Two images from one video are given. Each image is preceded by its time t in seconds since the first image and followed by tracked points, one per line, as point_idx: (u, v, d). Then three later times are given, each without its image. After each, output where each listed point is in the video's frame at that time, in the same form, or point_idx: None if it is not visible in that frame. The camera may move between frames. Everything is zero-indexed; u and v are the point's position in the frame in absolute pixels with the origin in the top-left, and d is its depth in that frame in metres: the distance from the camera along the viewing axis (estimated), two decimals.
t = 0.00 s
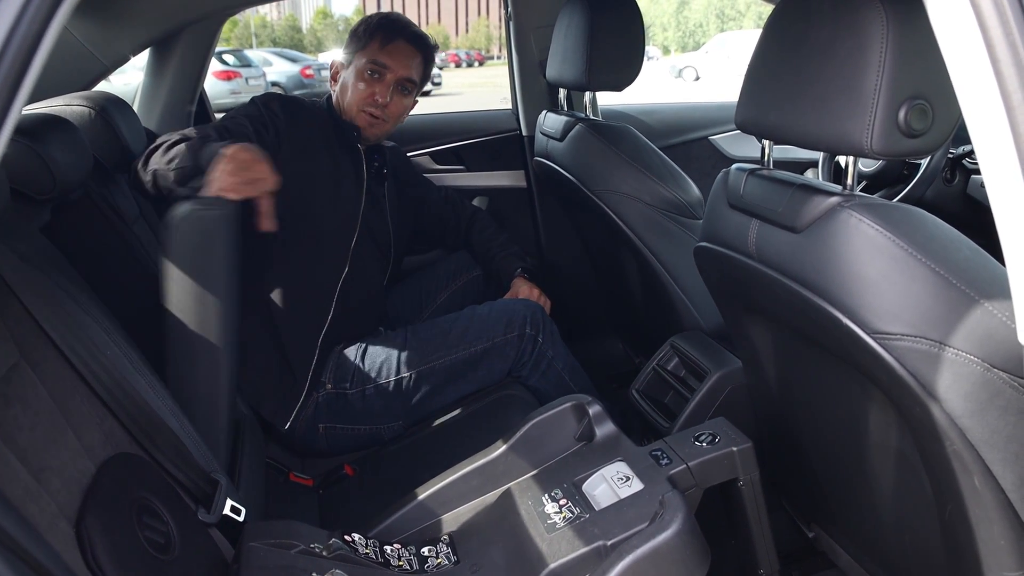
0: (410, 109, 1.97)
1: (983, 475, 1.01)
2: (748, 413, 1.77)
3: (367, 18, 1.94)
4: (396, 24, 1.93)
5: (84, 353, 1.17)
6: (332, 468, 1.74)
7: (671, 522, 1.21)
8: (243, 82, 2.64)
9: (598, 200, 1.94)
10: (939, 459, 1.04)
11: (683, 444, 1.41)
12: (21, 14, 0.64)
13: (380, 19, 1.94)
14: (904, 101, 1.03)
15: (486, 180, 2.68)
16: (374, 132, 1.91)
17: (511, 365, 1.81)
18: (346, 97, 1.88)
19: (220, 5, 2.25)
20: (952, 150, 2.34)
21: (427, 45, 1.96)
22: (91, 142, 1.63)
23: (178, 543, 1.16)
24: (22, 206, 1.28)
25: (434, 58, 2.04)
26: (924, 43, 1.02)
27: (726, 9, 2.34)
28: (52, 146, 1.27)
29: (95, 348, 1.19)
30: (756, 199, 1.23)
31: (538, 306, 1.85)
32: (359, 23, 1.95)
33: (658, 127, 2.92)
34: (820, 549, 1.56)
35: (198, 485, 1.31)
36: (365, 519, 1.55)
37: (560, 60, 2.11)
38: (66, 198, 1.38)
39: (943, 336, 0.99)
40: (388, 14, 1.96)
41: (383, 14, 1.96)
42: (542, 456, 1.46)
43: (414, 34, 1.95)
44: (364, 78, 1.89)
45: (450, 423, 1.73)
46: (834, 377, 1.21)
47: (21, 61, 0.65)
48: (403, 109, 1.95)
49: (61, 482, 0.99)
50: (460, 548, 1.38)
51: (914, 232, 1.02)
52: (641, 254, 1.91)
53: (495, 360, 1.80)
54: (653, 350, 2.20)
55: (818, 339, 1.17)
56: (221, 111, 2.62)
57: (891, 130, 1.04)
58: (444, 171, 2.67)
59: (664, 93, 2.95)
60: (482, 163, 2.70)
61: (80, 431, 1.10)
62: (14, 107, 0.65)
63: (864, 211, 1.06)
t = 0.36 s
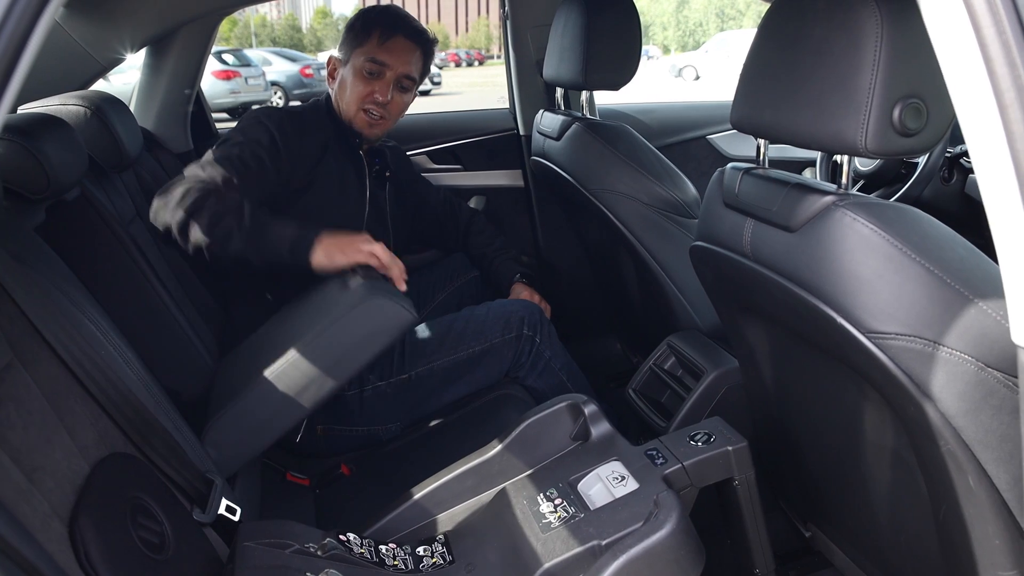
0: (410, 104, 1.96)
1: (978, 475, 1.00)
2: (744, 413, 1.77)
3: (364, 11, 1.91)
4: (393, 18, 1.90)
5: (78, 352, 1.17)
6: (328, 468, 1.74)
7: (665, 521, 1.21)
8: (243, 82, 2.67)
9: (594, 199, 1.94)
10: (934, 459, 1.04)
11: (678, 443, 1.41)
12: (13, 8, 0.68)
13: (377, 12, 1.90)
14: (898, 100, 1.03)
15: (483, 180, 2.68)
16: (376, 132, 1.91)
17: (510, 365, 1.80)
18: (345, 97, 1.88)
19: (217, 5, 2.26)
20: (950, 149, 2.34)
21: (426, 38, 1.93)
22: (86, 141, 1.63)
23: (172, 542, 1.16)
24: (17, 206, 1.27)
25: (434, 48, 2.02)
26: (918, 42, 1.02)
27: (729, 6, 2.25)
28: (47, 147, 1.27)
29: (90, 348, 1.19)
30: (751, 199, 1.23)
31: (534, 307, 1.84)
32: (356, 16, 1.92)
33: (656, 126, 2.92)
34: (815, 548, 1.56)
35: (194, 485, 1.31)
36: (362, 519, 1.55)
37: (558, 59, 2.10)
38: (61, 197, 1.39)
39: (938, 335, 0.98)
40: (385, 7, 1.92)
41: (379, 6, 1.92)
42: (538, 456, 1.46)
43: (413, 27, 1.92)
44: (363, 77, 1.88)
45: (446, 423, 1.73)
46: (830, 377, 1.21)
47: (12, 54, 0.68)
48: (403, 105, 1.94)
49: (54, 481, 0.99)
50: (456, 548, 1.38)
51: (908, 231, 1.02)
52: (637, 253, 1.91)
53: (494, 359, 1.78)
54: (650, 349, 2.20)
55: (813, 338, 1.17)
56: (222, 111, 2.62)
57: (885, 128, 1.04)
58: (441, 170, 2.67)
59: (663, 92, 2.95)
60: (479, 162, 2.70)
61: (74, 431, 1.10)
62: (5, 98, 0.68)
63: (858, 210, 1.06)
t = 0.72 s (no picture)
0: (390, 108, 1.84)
1: (971, 474, 1.01)
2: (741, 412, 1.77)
3: (339, 11, 1.74)
4: (371, 20, 1.74)
5: (75, 351, 1.17)
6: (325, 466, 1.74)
7: (660, 519, 1.22)
8: (243, 82, 2.66)
9: (592, 198, 1.94)
10: (928, 457, 1.05)
11: (673, 442, 1.41)
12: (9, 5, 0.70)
13: (354, 13, 1.75)
14: (892, 99, 1.03)
15: (481, 178, 2.69)
16: (359, 142, 1.80)
17: (507, 366, 1.80)
18: (324, 106, 1.76)
19: (215, 4, 2.26)
20: (947, 148, 2.34)
21: (409, 40, 1.78)
22: (84, 140, 1.63)
23: (169, 541, 1.16)
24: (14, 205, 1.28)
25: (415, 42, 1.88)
26: (911, 41, 1.02)
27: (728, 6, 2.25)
28: (44, 146, 1.27)
29: (87, 347, 1.20)
30: (746, 198, 1.24)
31: (531, 307, 1.85)
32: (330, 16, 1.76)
33: (654, 126, 2.92)
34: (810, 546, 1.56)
35: (191, 484, 1.31)
36: (358, 518, 1.56)
37: (555, 58, 2.11)
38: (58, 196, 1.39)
39: (931, 334, 0.99)
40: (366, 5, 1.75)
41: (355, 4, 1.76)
42: (534, 454, 1.47)
43: (394, 27, 1.77)
44: (342, 87, 1.75)
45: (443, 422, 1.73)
46: (824, 375, 1.21)
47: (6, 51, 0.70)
48: (383, 110, 1.83)
49: (51, 479, 1.00)
50: (452, 546, 1.39)
51: (902, 230, 1.02)
52: (635, 252, 1.91)
53: (489, 362, 1.78)
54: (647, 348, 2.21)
55: (807, 336, 1.18)
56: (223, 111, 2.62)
57: (879, 127, 1.04)
58: (439, 169, 2.68)
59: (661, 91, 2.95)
60: (477, 161, 2.70)
61: (71, 429, 1.10)
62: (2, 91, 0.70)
63: (852, 209, 1.06)
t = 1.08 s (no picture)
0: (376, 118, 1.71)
1: (969, 472, 1.01)
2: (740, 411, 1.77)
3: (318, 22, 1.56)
4: (357, 35, 1.57)
5: (76, 349, 1.18)
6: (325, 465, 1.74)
7: (659, 518, 1.22)
8: (243, 80, 2.65)
9: (591, 198, 1.94)
10: (926, 456, 1.05)
11: (673, 441, 1.41)
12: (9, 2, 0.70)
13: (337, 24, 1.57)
14: (891, 99, 1.03)
15: (481, 177, 2.69)
16: (345, 160, 1.69)
17: (507, 366, 1.81)
18: (307, 127, 1.62)
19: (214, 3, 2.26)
20: (947, 147, 2.34)
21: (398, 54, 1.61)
22: (84, 139, 1.64)
23: (169, 540, 1.16)
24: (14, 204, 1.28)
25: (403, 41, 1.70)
26: (910, 40, 1.02)
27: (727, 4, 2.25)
28: (44, 145, 1.28)
29: (87, 346, 1.20)
30: (746, 197, 1.24)
31: (532, 308, 1.85)
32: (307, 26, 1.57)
33: (654, 125, 2.92)
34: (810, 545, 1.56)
35: (191, 483, 1.31)
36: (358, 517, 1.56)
37: (554, 57, 2.11)
38: (58, 195, 1.39)
39: (929, 333, 0.99)
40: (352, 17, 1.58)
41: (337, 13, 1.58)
42: (534, 453, 1.47)
43: (383, 40, 1.60)
44: (327, 108, 1.60)
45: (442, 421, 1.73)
46: (823, 374, 1.22)
47: (7, 47, 0.70)
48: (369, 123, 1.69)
49: (50, 478, 1.00)
50: (451, 545, 1.39)
51: (900, 229, 1.03)
52: (634, 252, 1.91)
53: (488, 366, 1.80)
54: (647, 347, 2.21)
55: (806, 335, 1.18)
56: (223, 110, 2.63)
57: (878, 126, 1.04)
58: (439, 168, 2.67)
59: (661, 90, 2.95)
60: (477, 160, 2.70)
61: (71, 428, 1.10)
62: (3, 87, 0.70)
63: (851, 208, 1.06)
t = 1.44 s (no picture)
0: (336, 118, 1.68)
1: (969, 470, 1.01)
2: (740, 410, 1.77)
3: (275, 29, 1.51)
4: (318, 38, 1.53)
5: (75, 348, 1.17)
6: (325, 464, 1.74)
7: (659, 517, 1.22)
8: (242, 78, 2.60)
9: (591, 196, 1.94)
10: (927, 455, 1.05)
11: (673, 439, 1.41)
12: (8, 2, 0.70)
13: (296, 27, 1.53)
14: (891, 97, 1.03)
15: (481, 176, 2.69)
16: (314, 164, 1.67)
17: (507, 368, 1.81)
18: (274, 137, 1.59)
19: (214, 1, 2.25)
20: (947, 145, 2.34)
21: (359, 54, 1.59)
22: (84, 139, 1.63)
23: (169, 538, 1.16)
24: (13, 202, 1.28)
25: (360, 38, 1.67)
26: (911, 38, 1.02)
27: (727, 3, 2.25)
28: (44, 144, 1.28)
29: (86, 345, 1.20)
30: (746, 196, 1.24)
31: (535, 309, 1.85)
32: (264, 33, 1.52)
33: (654, 124, 2.92)
34: (810, 544, 1.56)
35: (191, 482, 1.31)
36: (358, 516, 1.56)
37: (554, 55, 2.11)
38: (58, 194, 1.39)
39: (929, 331, 0.99)
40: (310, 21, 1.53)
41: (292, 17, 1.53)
42: (534, 452, 1.47)
43: (343, 42, 1.56)
44: (293, 116, 1.57)
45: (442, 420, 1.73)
46: (823, 373, 1.22)
47: (7, 46, 0.70)
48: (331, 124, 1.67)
49: (50, 476, 1.00)
50: (451, 543, 1.39)
51: (901, 228, 1.03)
52: (634, 250, 1.91)
53: (490, 367, 1.80)
54: (647, 345, 2.21)
55: (806, 333, 1.18)
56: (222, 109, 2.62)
57: (878, 125, 1.04)
58: (438, 167, 2.67)
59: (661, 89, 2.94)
60: (477, 159, 2.70)
61: (71, 427, 1.10)
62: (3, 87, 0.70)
63: (851, 206, 1.06)
